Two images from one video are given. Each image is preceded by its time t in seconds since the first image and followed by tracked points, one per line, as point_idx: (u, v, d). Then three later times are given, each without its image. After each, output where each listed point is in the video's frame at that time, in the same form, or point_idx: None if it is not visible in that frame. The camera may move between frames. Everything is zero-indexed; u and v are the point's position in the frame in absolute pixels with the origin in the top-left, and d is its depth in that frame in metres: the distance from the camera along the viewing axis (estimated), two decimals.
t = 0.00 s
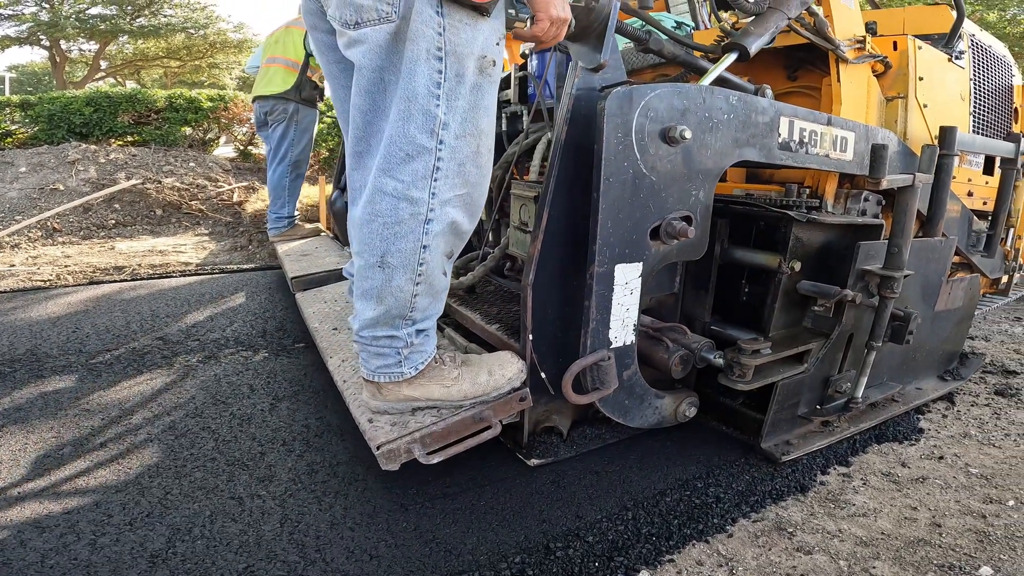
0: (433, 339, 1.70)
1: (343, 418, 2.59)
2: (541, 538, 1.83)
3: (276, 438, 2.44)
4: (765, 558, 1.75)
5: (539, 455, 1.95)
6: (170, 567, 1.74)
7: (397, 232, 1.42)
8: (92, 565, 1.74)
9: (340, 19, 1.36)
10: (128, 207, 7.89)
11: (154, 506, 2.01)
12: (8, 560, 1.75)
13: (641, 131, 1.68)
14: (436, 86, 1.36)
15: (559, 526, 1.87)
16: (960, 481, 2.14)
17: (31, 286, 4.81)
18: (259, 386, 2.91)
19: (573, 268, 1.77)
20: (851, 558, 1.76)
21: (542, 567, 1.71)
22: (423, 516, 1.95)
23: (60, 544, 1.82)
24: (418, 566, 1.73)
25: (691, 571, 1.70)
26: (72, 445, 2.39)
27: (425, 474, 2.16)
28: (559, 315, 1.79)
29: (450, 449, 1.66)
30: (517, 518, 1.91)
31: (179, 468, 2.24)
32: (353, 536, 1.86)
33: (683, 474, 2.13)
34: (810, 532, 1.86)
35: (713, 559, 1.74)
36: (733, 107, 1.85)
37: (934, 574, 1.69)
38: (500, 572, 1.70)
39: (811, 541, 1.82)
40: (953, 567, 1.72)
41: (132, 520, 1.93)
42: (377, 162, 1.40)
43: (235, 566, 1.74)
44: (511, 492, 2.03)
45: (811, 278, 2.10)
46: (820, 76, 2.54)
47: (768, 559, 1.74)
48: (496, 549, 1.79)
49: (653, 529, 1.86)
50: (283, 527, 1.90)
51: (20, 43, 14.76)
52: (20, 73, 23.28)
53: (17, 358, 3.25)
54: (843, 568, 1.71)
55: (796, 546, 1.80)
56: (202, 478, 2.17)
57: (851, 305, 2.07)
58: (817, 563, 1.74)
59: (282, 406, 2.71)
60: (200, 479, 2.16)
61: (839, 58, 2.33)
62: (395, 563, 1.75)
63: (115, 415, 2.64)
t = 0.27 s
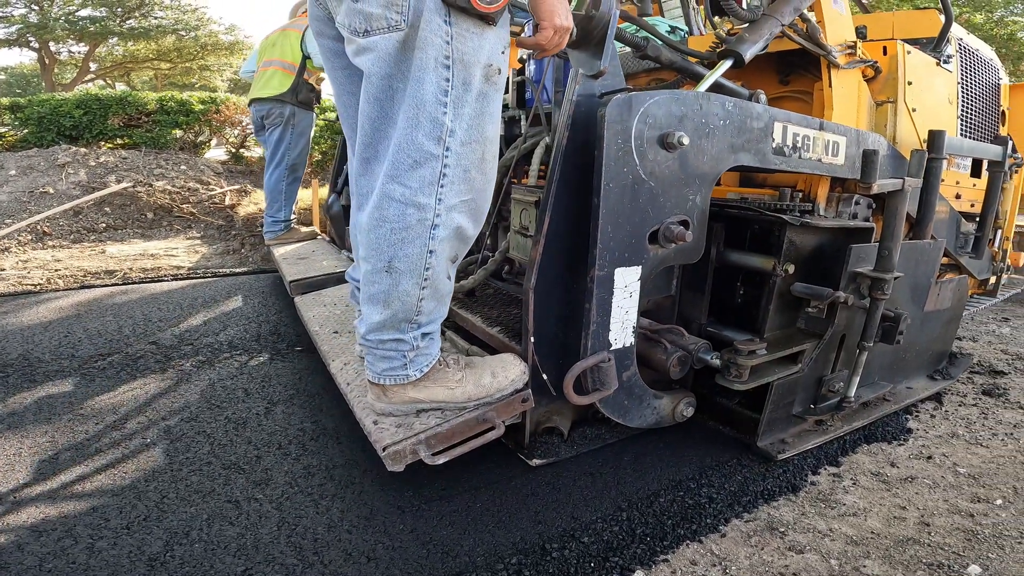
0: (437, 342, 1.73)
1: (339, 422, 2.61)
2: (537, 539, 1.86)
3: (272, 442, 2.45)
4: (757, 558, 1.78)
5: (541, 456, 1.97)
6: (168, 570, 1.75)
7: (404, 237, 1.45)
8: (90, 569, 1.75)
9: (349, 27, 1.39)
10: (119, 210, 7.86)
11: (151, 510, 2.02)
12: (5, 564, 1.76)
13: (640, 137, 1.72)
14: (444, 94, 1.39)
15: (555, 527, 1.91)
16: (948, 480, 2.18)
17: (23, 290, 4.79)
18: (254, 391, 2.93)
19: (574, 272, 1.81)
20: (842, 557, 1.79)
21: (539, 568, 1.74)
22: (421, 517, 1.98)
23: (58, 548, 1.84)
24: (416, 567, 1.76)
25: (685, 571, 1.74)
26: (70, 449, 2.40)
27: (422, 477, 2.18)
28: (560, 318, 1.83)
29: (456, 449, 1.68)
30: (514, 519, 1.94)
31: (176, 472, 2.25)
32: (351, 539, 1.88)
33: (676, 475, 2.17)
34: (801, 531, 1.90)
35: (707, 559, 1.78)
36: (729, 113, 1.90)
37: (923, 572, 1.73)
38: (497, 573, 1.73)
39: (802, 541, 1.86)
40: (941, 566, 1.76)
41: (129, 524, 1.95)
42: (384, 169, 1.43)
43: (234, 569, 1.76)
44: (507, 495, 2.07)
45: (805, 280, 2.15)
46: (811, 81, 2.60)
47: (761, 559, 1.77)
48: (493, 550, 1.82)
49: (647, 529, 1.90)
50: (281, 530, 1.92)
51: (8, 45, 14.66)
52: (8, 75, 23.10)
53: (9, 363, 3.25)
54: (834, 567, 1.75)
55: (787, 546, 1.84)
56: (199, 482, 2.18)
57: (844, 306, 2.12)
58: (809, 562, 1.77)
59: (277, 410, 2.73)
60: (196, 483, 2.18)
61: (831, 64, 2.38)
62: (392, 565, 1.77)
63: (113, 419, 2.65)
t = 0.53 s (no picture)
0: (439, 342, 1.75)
1: (333, 423, 2.61)
2: (532, 540, 1.87)
3: (265, 443, 2.45)
4: (751, 557, 1.80)
5: (542, 454, 1.99)
6: (161, 572, 1.74)
7: (408, 237, 1.47)
8: (82, 570, 1.75)
9: (355, 29, 1.41)
10: (110, 212, 7.82)
11: (143, 512, 2.01)
12: None
13: (639, 139, 1.74)
14: (448, 96, 1.41)
15: (549, 527, 1.92)
16: (940, 479, 2.21)
17: (13, 292, 4.76)
18: (248, 393, 2.92)
19: (574, 272, 1.83)
20: (835, 555, 1.81)
21: (533, 567, 1.75)
22: (416, 518, 1.99)
23: (50, 549, 1.82)
24: (410, 568, 1.76)
25: (679, 570, 1.75)
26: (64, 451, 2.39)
27: (418, 478, 2.19)
28: (560, 317, 1.85)
29: (459, 448, 1.69)
30: (508, 520, 1.96)
31: (169, 473, 2.24)
32: (345, 540, 1.88)
33: (671, 476, 2.19)
34: (794, 530, 1.92)
35: (701, 559, 1.79)
36: (726, 115, 1.93)
37: (915, 571, 1.75)
38: (492, 573, 1.74)
39: (795, 540, 1.87)
40: (934, 565, 1.78)
41: (121, 526, 1.94)
42: (389, 170, 1.45)
43: (228, 570, 1.76)
44: (501, 496, 2.08)
45: (800, 280, 2.18)
46: (805, 84, 2.64)
47: (754, 558, 1.79)
48: (488, 550, 1.83)
49: (642, 529, 1.91)
50: (276, 531, 1.92)
51: None
52: None
53: None
54: (827, 566, 1.76)
55: (781, 545, 1.85)
56: (192, 483, 2.18)
57: (838, 305, 2.16)
58: (802, 560, 1.79)
59: (271, 412, 2.72)
60: (189, 485, 2.17)
61: (824, 66, 2.43)
62: (387, 565, 1.77)
63: (108, 421, 2.64)
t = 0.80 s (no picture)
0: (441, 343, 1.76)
1: (326, 425, 2.61)
2: (525, 543, 1.87)
3: (257, 446, 2.44)
4: (745, 559, 1.81)
5: (543, 454, 2.00)
6: None
7: (410, 239, 1.48)
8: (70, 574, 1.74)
9: (357, 31, 1.42)
10: (101, 214, 7.78)
11: (133, 515, 2.01)
12: None
13: (638, 141, 1.76)
14: (450, 98, 1.42)
15: (543, 530, 1.92)
16: (933, 480, 2.23)
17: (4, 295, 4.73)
18: (240, 395, 2.92)
19: (574, 273, 1.84)
20: (829, 557, 1.82)
21: (528, 570, 1.76)
22: (410, 520, 1.99)
23: (40, 553, 1.81)
24: (403, 571, 1.76)
25: (673, 572, 1.75)
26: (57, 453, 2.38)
27: (414, 480, 2.20)
28: (560, 318, 1.86)
29: (461, 448, 1.70)
30: (502, 523, 1.96)
31: (161, 476, 2.23)
32: (338, 543, 1.88)
33: (665, 478, 2.19)
34: (789, 532, 1.93)
35: (695, 561, 1.80)
36: (724, 117, 1.94)
37: (908, 572, 1.76)
38: None
39: (789, 541, 1.88)
40: (928, 566, 1.79)
41: (111, 530, 1.93)
42: (391, 171, 1.46)
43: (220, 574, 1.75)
44: (494, 498, 2.08)
45: (797, 280, 2.20)
46: (801, 85, 2.67)
47: (749, 560, 1.80)
48: (482, 553, 1.83)
49: (636, 532, 1.91)
50: (268, 535, 1.91)
51: None
52: None
53: None
54: (821, 567, 1.78)
55: (775, 546, 1.86)
56: (183, 487, 2.17)
57: (835, 305, 2.18)
58: (796, 562, 1.80)
59: (263, 414, 2.72)
60: (180, 488, 2.16)
61: (820, 68, 2.45)
62: (379, 569, 1.77)
63: (102, 423, 2.63)
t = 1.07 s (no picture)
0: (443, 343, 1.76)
1: (318, 428, 2.60)
2: (520, 547, 1.85)
3: (249, 449, 2.43)
4: (741, 561, 1.80)
5: (545, 454, 1.99)
6: None
7: (415, 239, 1.47)
8: None
9: (361, 31, 1.42)
10: (93, 216, 7.72)
11: (122, 519, 1.99)
12: None
13: (640, 142, 1.76)
14: (455, 98, 1.42)
15: (539, 534, 1.91)
16: (929, 481, 2.24)
17: None
18: (231, 398, 2.90)
19: (576, 273, 1.85)
20: (826, 559, 1.82)
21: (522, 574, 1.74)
22: (404, 524, 1.97)
23: (26, 558, 1.79)
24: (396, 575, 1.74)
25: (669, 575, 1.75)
26: (51, 456, 2.37)
27: (411, 483, 2.19)
28: (562, 318, 1.86)
29: (465, 448, 1.69)
30: (497, 527, 1.94)
31: (150, 480, 2.21)
32: (330, 547, 1.86)
33: (660, 480, 2.19)
34: (785, 534, 1.93)
35: (691, 564, 1.79)
36: (724, 118, 1.95)
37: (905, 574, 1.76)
38: None
39: (786, 543, 1.88)
40: (925, 567, 1.79)
41: (99, 534, 1.91)
42: (396, 171, 1.46)
43: None
44: (488, 502, 2.07)
45: (796, 280, 2.21)
46: (798, 86, 2.69)
47: (745, 562, 1.79)
48: (476, 557, 1.81)
49: (632, 536, 1.90)
50: (259, 539, 1.89)
51: None
52: None
53: None
54: (818, 569, 1.78)
55: (772, 549, 1.86)
56: (173, 490, 2.15)
57: (834, 305, 2.20)
58: (792, 564, 1.80)
59: (255, 417, 2.71)
60: (169, 492, 2.14)
61: (817, 70, 2.47)
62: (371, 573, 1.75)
63: (96, 426, 2.62)
